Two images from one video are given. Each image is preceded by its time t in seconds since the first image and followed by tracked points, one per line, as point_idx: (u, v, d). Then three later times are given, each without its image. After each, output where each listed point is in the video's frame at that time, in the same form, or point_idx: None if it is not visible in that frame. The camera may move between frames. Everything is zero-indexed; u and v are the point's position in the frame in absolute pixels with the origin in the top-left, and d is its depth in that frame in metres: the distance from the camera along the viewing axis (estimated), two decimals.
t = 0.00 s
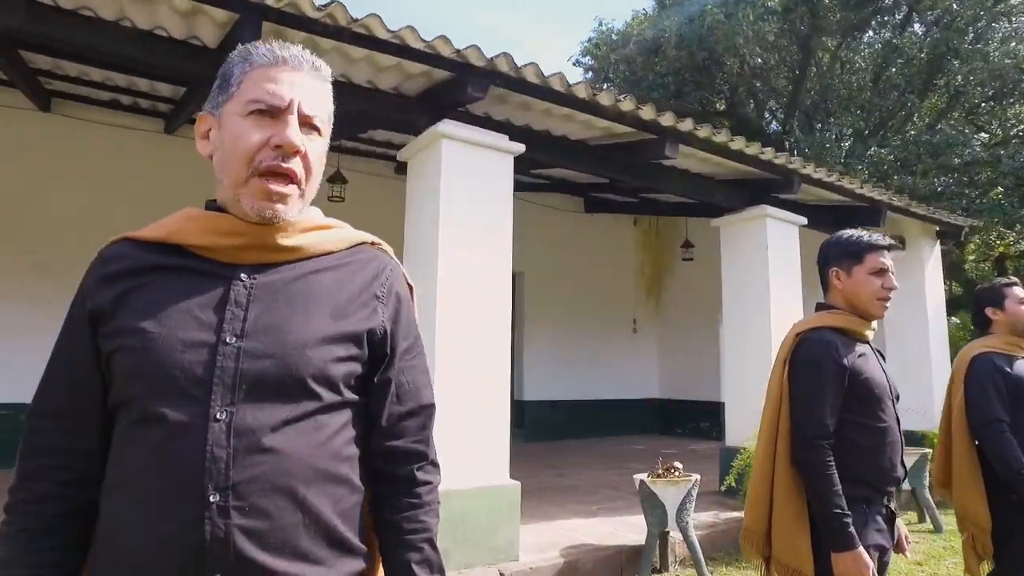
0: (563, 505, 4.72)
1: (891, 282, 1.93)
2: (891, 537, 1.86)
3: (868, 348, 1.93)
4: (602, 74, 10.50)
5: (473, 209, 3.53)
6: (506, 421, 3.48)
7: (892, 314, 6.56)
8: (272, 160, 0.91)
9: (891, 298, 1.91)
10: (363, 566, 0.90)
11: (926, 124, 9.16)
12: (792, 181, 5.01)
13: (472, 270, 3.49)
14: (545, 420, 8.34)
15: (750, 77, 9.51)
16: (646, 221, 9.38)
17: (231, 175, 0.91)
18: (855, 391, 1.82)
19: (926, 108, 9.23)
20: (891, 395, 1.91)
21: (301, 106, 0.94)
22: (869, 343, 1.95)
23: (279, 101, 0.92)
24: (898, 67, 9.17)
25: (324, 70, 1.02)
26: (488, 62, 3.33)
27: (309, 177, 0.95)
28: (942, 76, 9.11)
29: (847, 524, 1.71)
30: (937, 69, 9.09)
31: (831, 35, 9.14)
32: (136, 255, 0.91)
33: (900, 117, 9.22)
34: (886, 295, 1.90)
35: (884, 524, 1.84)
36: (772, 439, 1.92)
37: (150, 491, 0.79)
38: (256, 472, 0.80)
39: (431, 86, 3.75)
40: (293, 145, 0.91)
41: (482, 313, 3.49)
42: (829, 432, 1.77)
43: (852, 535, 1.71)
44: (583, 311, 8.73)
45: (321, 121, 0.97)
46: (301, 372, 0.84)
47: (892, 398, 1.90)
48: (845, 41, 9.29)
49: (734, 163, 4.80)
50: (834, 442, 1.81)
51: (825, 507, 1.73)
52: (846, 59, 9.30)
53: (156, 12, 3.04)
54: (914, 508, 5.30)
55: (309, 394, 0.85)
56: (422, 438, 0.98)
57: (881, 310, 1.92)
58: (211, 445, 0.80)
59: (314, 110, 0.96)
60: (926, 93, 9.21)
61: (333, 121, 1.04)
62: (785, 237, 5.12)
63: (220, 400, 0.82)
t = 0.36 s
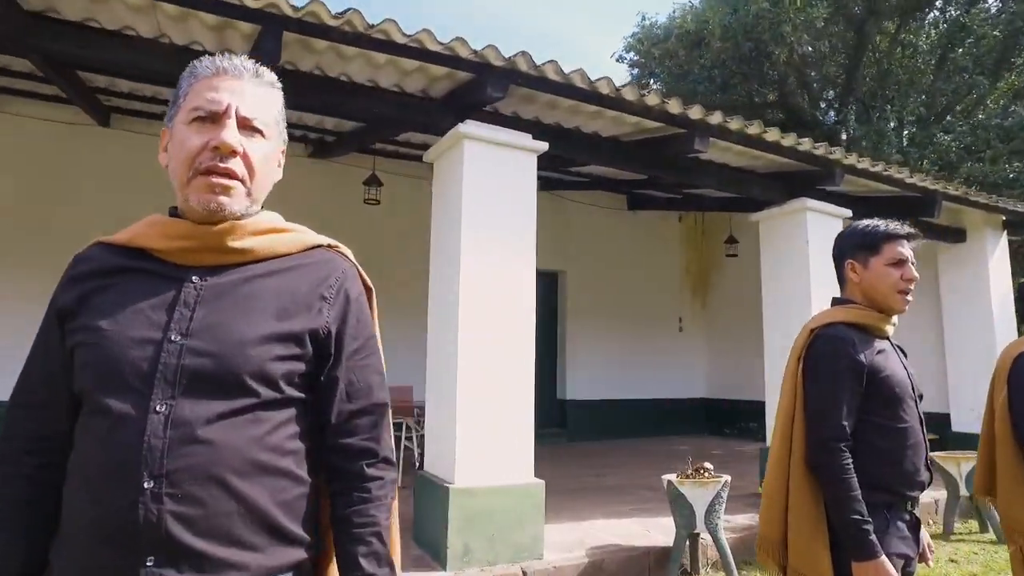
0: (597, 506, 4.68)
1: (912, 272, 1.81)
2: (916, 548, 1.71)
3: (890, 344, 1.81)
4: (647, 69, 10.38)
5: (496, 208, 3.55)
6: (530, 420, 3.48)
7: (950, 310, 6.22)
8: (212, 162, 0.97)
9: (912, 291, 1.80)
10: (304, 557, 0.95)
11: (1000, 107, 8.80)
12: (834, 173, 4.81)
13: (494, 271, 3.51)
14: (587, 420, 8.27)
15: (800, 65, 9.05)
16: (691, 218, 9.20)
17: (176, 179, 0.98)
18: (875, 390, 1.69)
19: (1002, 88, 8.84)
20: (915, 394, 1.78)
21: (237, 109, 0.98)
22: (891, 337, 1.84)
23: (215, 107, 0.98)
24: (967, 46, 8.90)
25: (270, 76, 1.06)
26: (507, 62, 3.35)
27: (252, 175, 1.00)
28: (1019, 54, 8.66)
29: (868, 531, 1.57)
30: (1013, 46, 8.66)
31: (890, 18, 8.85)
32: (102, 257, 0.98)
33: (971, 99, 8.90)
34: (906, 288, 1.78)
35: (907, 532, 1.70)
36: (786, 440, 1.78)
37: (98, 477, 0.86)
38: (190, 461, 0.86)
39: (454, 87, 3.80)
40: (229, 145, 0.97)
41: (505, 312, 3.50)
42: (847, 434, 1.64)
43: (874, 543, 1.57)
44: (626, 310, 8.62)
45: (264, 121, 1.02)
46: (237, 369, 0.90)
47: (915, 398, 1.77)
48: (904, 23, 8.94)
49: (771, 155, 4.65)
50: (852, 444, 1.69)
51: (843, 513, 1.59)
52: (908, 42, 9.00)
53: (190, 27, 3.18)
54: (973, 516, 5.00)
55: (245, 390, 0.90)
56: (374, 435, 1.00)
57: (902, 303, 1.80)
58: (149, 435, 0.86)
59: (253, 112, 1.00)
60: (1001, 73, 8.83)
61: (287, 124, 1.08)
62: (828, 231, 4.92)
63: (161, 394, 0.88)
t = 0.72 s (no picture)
0: (615, 503, 4.71)
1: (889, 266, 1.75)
2: (886, 547, 1.68)
3: (867, 341, 1.77)
4: (681, 65, 10.35)
5: (503, 209, 3.63)
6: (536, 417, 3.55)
7: (991, 303, 5.92)
8: (158, 178, 1.07)
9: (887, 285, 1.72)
10: (241, 533, 1.05)
11: None
12: (857, 167, 4.70)
13: (501, 273, 3.58)
14: (617, 419, 8.25)
15: (837, 56, 8.85)
16: (724, 214, 9.06)
17: (128, 195, 1.08)
18: (843, 387, 1.66)
19: None
20: (890, 391, 1.75)
21: (182, 130, 1.09)
22: (868, 335, 1.79)
23: (161, 129, 1.09)
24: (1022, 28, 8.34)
25: (216, 101, 1.18)
26: (509, 66, 3.43)
27: (194, 189, 1.09)
28: None
29: (827, 528, 1.56)
30: None
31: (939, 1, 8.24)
32: (67, 264, 1.10)
33: None
34: (880, 282, 1.72)
35: (876, 530, 1.67)
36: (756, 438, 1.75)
37: (56, 457, 0.98)
38: (131, 445, 0.97)
39: (463, 91, 3.90)
40: (171, 163, 1.07)
41: (511, 311, 3.58)
42: (811, 431, 1.63)
43: (833, 539, 1.56)
44: (657, 309, 8.56)
45: (207, 141, 1.12)
46: (176, 363, 1.00)
47: (890, 396, 1.73)
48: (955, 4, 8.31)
49: (790, 150, 4.58)
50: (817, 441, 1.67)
51: (803, 509, 1.58)
52: (960, 25, 8.40)
53: (211, 45, 3.37)
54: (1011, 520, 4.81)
55: (184, 382, 1.00)
56: (304, 427, 1.10)
57: (878, 299, 1.73)
58: (97, 421, 0.97)
59: (196, 132, 1.11)
60: None
61: (231, 144, 1.18)
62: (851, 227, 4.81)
63: (109, 384, 0.99)
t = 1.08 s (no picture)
0: (632, 502, 4.74)
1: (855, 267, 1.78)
2: (853, 543, 1.69)
3: (835, 340, 1.79)
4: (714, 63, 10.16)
5: (511, 212, 3.72)
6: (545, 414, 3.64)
7: None
8: (125, 199, 1.20)
9: (851, 285, 1.76)
10: (209, 513, 1.18)
11: None
12: (878, 162, 4.60)
13: (508, 276, 3.67)
14: (647, 419, 8.21)
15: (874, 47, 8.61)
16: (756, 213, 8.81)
17: (104, 213, 1.23)
18: (806, 386, 1.69)
19: None
20: (859, 390, 1.76)
21: (148, 155, 1.22)
22: (836, 334, 1.82)
23: (131, 154, 1.22)
24: None
25: (183, 128, 1.30)
26: (513, 73, 3.53)
27: (159, 207, 1.22)
28: None
29: (784, 522, 1.61)
30: None
31: None
32: (60, 275, 1.25)
33: None
34: (845, 282, 1.75)
35: (842, 527, 1.69)
36: (724, 436, 1.81)
37: (45, 444, 1.13)
38: (107, 433, 1.11)
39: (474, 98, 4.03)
40: (136, 185, 1.20)
41: (520, 312, 3.67)
42: (771, 428, 1.67)
43: (789, 533, 1.60)
44: (687, 308, 8.47)
45: (172, 164, 1.25)
46: (145, 362, 1.13)
47: (857, 393, 1.75)
48: None
49: (808, 148, 4.52)
50: (781, 438, 1.71)
51: (762, 504, 1.63)
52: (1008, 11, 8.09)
53: (232, 62, 3.57)
54: None
55: (153, 379, 1.14)
56: (265, 417, 1.22)
57: (843, 298, 1.76)
58: (78, 412, 1.11)
59: (163, 157, 1.24)
60: None
61: (199, 166, 1.31)
62: (875, 224, 4.70)
63: (89, 380, 1.13)
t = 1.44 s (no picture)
0: (658, 498, 4.73)
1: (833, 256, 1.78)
2: (828, 531, 1.71)
3: (813, 329, 1.80)
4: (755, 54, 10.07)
5: (526, 209, 3.80)
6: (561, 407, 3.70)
7: None
8: (116, 199, 1.33)
9: (829, 273, 1.75)
10: (193, 485, 1.31)
11: None
12: (909, 150, 4.46)
13: (523, 271, 3.74)
14: (685, 418, 8.11)
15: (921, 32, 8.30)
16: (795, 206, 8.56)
17: (98, 214, 1.36)
18: (781, 374, 1.71)
19: None
20: (837, 379, 1.77)
21: (135, 159, 1.36)
22: (817, 323, 1.82)
23: (120, 160, 1.35)
24: None
25: (166, 134, 1.44)
26: (524, 72, 3.60)
27: (147, 206, 1.35)
28: None
29: (753, 508, 1.64)
30: None
31: None
32: (65, 270, 1.40)
33: None
34: (822, 271, 1.75)
35: (818, 515, 1.70)
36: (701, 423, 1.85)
37: (48, 418, 1.27)
38: (99, 409, 1.24)
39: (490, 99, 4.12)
40: (125, 186, 1.33)
41: (536, 307, 3.74)
42: (744, 416, 1.69)
43: (759, 519, 1.63)
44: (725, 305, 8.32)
45: (158, 166, 1.38)
46: (133, 348, 1.26)
47: (835, 382, 1.76)
48: None
49: (834, 138, 4.42)
50: (755, 426, 1.73)
51: (733, 491, 1.66)
52: None
53: (259, 73, 3.78)
54: None
55: (140, 362, 1.26)
56: (242, 398, 1.33)
57: (819, 287, 1.77)
58: (76, 391, 1.25)
59: (148, 160, 1.37)
60: None
61: (182, 168, 1.45)
62: (908, 215, 4.53)
63: (84, 362, 1.27)
